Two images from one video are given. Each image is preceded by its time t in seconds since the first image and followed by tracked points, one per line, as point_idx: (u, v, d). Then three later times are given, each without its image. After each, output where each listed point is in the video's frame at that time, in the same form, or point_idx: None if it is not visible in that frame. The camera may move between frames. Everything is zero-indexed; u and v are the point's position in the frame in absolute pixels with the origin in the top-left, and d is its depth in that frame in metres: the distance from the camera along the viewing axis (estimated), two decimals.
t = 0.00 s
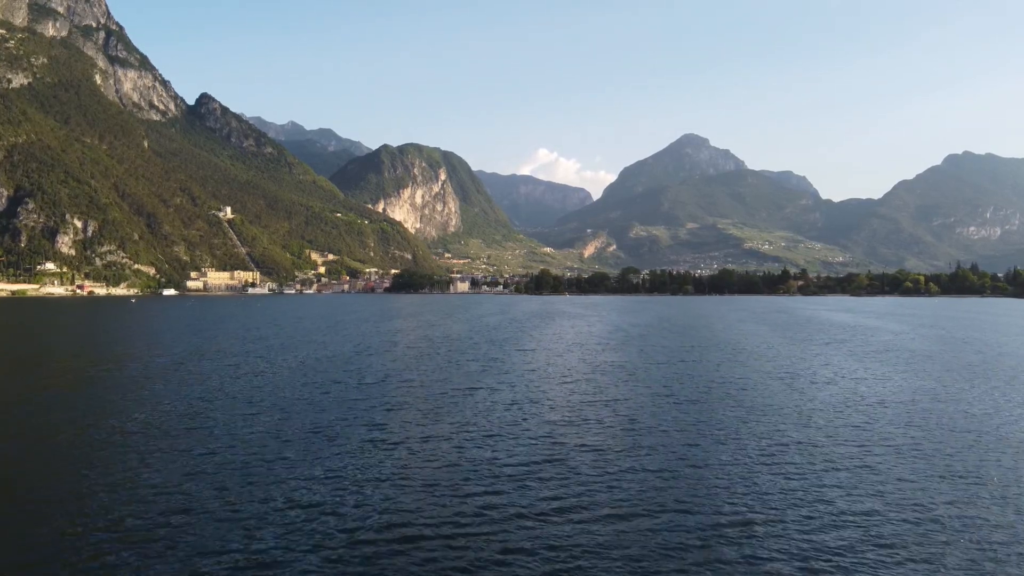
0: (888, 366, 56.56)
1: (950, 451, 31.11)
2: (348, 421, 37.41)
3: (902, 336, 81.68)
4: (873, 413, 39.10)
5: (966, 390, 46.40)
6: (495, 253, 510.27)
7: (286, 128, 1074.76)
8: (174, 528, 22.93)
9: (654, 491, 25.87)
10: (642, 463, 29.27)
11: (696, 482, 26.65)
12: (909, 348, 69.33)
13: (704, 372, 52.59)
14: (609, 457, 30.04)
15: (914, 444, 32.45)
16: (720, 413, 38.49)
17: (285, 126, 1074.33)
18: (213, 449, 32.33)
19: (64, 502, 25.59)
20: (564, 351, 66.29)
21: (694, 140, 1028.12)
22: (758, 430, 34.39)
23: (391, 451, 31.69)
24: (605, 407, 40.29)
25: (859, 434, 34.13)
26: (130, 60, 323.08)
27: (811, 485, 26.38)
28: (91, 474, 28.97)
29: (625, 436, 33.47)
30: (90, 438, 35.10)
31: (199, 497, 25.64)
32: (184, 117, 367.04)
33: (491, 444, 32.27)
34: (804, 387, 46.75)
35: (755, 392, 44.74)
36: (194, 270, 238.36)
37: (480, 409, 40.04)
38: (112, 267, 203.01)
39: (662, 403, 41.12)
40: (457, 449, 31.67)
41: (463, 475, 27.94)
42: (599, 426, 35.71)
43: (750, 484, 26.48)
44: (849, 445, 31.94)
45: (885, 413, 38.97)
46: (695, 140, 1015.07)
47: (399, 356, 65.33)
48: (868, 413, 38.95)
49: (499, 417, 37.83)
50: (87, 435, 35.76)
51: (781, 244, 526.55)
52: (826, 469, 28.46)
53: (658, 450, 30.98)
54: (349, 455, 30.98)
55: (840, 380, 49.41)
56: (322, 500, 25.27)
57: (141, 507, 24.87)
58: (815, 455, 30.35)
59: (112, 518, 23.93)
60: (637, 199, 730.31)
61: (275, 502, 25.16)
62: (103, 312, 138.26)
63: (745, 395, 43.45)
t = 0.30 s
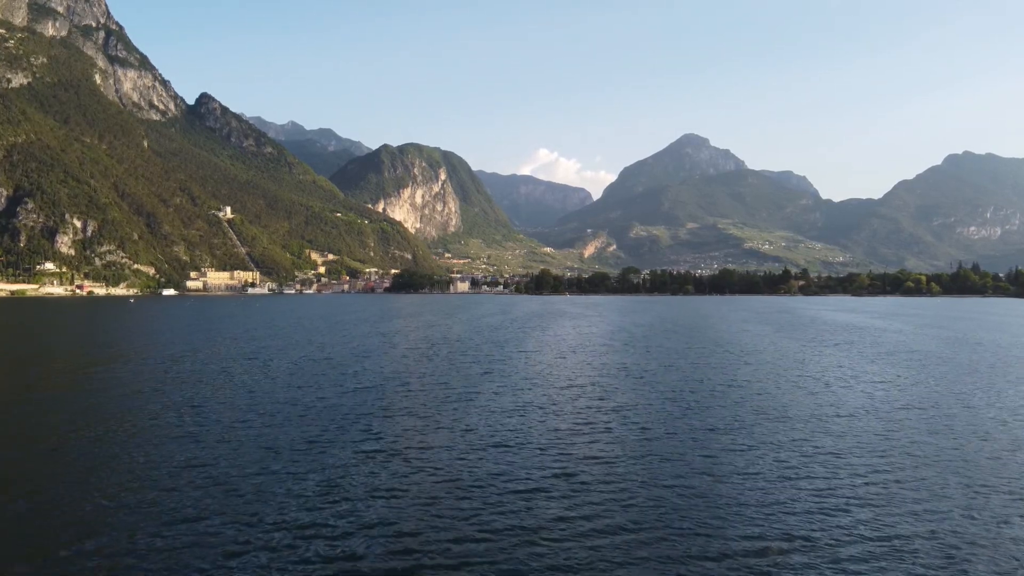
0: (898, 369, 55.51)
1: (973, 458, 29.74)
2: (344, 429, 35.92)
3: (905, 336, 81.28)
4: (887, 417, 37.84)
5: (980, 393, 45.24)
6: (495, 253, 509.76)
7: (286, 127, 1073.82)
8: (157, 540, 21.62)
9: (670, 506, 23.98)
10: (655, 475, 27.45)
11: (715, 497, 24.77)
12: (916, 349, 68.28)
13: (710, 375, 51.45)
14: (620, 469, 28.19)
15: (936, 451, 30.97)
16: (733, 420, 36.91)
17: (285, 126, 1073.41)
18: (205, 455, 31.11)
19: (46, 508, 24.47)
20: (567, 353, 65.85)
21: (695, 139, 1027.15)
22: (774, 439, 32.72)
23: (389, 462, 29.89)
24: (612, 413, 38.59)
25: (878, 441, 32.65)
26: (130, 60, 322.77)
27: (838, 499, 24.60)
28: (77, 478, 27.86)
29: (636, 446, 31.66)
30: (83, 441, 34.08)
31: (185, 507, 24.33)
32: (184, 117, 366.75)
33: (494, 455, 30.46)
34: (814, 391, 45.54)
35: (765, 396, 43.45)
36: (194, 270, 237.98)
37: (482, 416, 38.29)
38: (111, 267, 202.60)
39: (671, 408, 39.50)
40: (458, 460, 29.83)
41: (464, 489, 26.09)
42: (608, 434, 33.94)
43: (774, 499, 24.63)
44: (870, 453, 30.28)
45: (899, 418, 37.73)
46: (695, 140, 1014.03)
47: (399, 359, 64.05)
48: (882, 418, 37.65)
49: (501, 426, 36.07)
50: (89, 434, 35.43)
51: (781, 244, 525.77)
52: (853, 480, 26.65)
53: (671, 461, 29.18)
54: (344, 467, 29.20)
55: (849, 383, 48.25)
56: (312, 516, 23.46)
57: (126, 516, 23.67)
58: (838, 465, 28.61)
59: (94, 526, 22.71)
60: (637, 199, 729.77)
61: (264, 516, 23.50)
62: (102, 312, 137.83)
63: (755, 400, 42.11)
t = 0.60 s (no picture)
0: (910, 371, 54.29)
1: (998, 463, 28.72)
2: (340, 432, 34.10)
3: (909, 336, 80.86)
4: (900, 418, 37.15)
5: (999, 397, 43.98)
6: (496, 253, 509.27)
7: (286, 127, 1073.33)
8: (132, 560, 20.02)
9: (690, 526, 21.89)
10: (673, 488, 25.33)
11: (738, 515, 22.72)
12: (926, 351, 67.27)
13: (720, 378, 50.04)
14: (629, 473, 27.19)
15: (970, 460, 29.18)
16: (751, 425, 34.96)
17: (285, 126, 1072.72)
18: (196, 459, 29.67)
19: (35, 513, 23.61)
20: (568, 354, 65.25)
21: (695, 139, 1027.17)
22: (799, 449, 30.59)
23: (384, 469, 27.76)
24: (622, 419, 36.58)
25: (907, 449, 30.77)
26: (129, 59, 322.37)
27: (874, 519, 22.41)
28: (70, 480, 27.11)
29: (653, 456, 29.47)
30: (71, 444, 32.92)
31: (178, 513, 23.28)
32: (184, 117, 366.43)
33: (498, 465, 28.30)
34: (829, 394, 44.15)
35: (781, 400, 41.98)
36: (193, 270, 237.56)
37: (484, 421, 36.20)
38: (111, 266, 202.07)
39: (678, 410, 38.59)
40: (459, 469, 27.65)
41: (465, 502, 23.95)
42: (620, 442, 31.77)
43: (803, 519, 22.49)
44: (894, 459, 29.04)
45: (921, 422, 36.28)
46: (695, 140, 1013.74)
47: (400, 361, 62.77)
48: (904, 422, 36.17)
49: (506, 431, 33.86)
50: (88, 434, 34.82)
51: (781, 243, 524.99)
52: (888, 496, 24.54)
53: (690, 473, 27.00)
54: (342, 468, 28.03)
55: (858, 384, 47.74)
56: (298, 534, 21.39)
57: (117, 520, 22.88)
58: (869, 478, 26.58)
59: (65, 546, 21.07)
60: (637, 199, 729.42)
61: (247, 533, 21.64)
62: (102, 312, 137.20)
63: (771, 404, 40.35)
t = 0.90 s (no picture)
0: (915, 373, 54.08)
1: (1003, 471, 28.74)
2: (342, 439, 33.51)
3: (911, 337, 80.90)
4: (903, 423, 37.18)
5: (1007, 400, 43.74)
6: (496, 253, 508.72)
7: (287, 127, 1072.55)
8: (140, 567, 20.00)
9: (701, 543, 21.67)
10: (681, 503, 24.93)
11: (750, 540, 21.91)
12: (930, 352, 67.04)
13: (725, 381, 49.73)
14: (636, 484, 26.95)
15: (984, 473, 28.62)
16: (760, 435, 34.28)
17: (286, 126, 1071.86)
18: (196, 464, 29.35)
19: (43, 516, 23.56)
20: (568, 356, 65.29)
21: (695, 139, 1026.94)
22: (811, 462, 29.78)
23: (385, 483, 26.98)
24: (629, 428, 35.78)
25: (917, 459, 30.49)
26: (129, 59, 322.00)
27: (891, 545, 21.62)
28: (77, 482, 27.10)
29: (663, 470, 28.62)
30: (72, 445, 32.64)
31: (185, 519, 23.21)
32: (183, 117, 365.99)
33: (503, 480, 27.45)
34: (834, 398, 43.86)
35: (787, 405, 41.59)
36: (193, 270, 237.26)
37: (487, 429, 35.41)
38: (110, 266, 201.71)
39: (680, 416, 38.43)
40: (462, 484, 26.82)
41: (468, 524, 23.12)
42: (628, 454, 30.97)
43: (818, 545, 21.68)
44: (900, 469, 28.96)
45: (931, 429, 35.93)
46: (696, 139, 1013.44)
47: (402, 362, 62.36)
48: (913, 430, 35.79)
49: (511, 441, 33.05)
50: (90, 435, 34.73)
51: (781, 243, 524.40)
52: (905, 517, 23.72)
53: (701, 490, 26.17)
54: (345, 476, 27.80)
55: (861, 387, 47.77)
56: (301, 550, 21.05)
57: (125, 524, 22.86)
58: (884, 496, 25.80)
59: (63, 555, 20.72)
60: (637, 199, 729.27)
61: (253, 544, 21.52)
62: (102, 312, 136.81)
63: (780, 411, 39.77)
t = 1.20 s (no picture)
0: (929, 376, 52.80)
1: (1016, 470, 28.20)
2: (338, 445, 31.75)
3: (916, 338, 80.43)
4: (911, 423, 36.68)
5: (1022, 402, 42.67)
6: (496, 252, 508.11)
7: (288, 127, 1072.83)
8: (135, 568, 19.42)
9: (711, 544, 21.00)
10: (689, 503, 24.25)
11: (771, 553, 20.41)
12: (938, 353, 66.01)
13: (736, 384, 48.31)
14: (642, 485, 26.26)
15: (1004, 475, 27.74)
16: (774, 440, 32.93)
17: (287, 126, 1072.24)
18: (187, 471, 27.85)
19: (38, 517, 23.02)
20: (570, 356, 64.69)
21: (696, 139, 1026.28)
22: (840, 473, 27.75)
23: (379, 496, 25.01)
24: (632, 429, 35.16)
25: (928, 458, 29.87)
26: (129, 59, 321.63)
27: (935, 568, 19.52)
28: (73, 482, 26.58)
29: (679, 481, 26.52)
30: (69, 445, 32.15)
31: (182, 519, 22.62)
32: (183, 117, 365.69)
33: (507, 493, 25.34)
34: (851, 402, 42.45)
35: (803, 411, 40.04)
36: (193, 269, 236.80)
37: (490, 437, 33.43)
38: (109, 266, 201.37)
39: (683, 417, 37.80)
40: (462, 497, 24.78)
41: (468, 543, 21.16)
42: (640, 464, 28.91)
43: (831, 545, 21.06)
44: (911, 468, 28.34)
45: (954, 433, 34.51)
46: (696, 139, 1013.01)
47: (402, 364, 61.04)
48: (937, 434, 34.29)
49: (515, 449, 31.01)
50: (87, 435, 34.15)
51: (781, 243, 523.66)
52: (945, 535, 21.71)
53: (721, 504, 24.16)
54: (343, 477, 27.18)
55: (868, 388, 47.21)
56: (299, 551, 20.39)
57: (121, 524, 22.35)
58: (921, 510, 23.74)
59: (50, 561, 19.85)
60: (637, 199, 728.63)
61: (250, 544, 20.91)
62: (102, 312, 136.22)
63: (797, 417, 37.99)
